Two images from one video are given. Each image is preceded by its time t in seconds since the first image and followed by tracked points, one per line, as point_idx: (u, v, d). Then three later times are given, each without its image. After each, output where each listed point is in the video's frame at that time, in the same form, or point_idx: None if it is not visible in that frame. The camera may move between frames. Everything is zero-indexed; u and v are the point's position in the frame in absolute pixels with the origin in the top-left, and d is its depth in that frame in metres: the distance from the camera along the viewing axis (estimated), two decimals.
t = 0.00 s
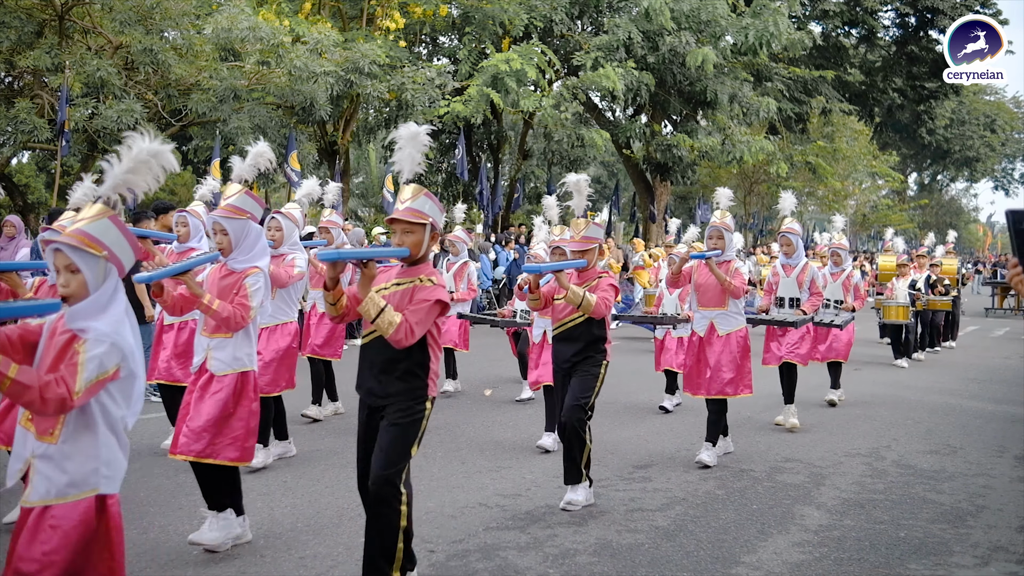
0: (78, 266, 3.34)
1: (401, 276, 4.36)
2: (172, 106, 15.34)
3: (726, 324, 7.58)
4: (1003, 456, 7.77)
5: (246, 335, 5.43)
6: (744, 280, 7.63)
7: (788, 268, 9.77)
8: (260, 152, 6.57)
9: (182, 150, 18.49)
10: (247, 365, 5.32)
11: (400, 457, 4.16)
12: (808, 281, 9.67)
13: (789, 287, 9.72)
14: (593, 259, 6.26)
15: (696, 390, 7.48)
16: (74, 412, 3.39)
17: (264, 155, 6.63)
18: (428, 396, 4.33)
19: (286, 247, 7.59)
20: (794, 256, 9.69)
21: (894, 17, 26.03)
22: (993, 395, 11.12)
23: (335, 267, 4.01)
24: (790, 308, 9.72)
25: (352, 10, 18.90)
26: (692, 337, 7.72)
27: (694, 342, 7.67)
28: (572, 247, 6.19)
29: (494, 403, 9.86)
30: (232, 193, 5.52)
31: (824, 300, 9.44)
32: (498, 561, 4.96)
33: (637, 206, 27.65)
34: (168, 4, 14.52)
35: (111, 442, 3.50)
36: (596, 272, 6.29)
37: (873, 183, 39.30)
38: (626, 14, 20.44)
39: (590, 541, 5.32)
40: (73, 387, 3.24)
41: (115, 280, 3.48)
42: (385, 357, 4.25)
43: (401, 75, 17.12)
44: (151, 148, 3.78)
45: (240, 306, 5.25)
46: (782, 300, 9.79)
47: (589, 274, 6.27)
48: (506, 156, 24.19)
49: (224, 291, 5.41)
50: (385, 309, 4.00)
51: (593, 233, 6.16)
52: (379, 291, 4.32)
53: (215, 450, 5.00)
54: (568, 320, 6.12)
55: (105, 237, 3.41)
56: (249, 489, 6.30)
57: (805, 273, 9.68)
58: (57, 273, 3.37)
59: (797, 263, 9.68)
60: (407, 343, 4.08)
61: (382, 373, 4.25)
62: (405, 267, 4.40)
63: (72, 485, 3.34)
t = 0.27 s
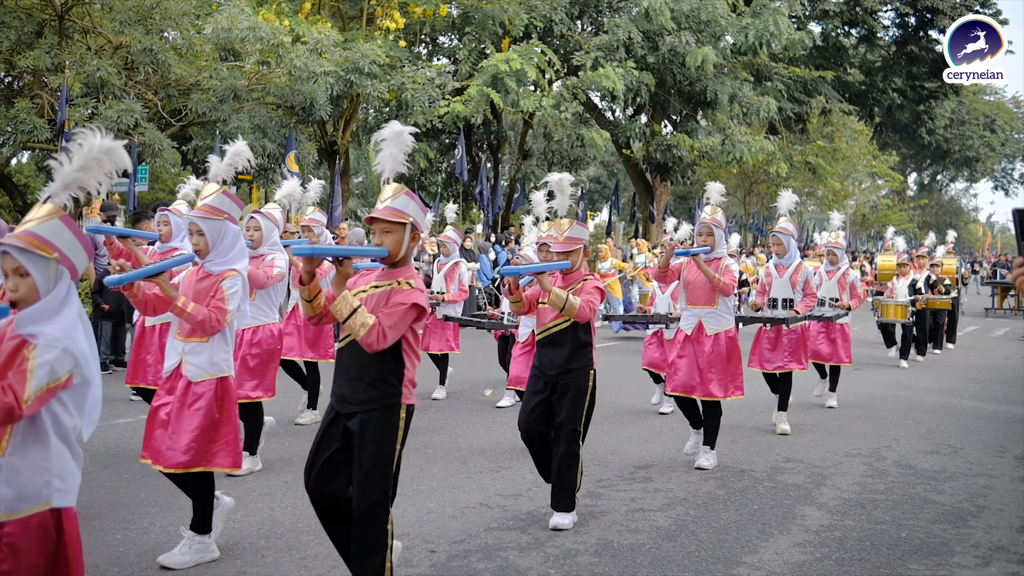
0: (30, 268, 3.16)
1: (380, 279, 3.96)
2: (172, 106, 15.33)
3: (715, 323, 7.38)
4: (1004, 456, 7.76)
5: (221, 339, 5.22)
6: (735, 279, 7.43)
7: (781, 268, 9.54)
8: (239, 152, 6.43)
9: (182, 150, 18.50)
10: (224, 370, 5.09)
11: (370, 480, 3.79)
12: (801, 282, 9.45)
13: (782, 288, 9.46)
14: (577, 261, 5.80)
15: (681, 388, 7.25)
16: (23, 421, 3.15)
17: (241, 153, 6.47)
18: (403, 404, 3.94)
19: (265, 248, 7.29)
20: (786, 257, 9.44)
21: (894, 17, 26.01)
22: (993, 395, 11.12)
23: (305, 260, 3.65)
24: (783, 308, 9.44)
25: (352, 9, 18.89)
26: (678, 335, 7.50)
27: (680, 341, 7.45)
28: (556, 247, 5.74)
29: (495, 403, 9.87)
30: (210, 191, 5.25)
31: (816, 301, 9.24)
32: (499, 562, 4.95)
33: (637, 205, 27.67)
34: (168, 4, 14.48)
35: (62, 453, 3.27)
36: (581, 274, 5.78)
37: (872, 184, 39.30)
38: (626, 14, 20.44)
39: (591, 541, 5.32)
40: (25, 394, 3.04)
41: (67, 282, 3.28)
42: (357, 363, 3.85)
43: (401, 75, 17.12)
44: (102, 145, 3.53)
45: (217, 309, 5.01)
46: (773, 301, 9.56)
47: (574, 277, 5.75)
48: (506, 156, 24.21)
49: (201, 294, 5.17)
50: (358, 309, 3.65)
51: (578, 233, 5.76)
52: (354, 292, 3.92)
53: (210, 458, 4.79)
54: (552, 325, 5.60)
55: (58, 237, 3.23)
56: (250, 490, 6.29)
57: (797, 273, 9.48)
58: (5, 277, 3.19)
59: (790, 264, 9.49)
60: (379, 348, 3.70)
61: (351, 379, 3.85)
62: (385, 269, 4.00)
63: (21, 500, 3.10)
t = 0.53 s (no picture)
0: None
1: (352, 279, 3.86)
2: (172, 106, 15.33)
3: (698, 329, 7.07)
4: (1004, 456, 7.77)
5: (200, 340, 4.93)
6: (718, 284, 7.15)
7: (771, 269, 9.26)
8: (215, 148, 6.09)
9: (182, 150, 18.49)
10: (203, 373, 4.81)
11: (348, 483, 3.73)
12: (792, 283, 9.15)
13: (773, 289, 9.21)
14: (556, 260, 5.71)
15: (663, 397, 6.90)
16: None
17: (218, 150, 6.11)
18: (379, 406, 3.83)
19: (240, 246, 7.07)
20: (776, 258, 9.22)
21: (894, 17, 26.01)
22: (993, 395, 11.13)
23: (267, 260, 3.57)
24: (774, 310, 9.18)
25: (352, 9, 18.89)
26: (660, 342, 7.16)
27: (663, 347, 7.12)
28: (534, 246, 5.63)
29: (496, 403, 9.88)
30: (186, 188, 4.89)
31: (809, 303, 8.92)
32: (501, 562, 4.95)
33: (637, 205, 27.70)
34: (168, 4, 14.48)
35: (15, 463, 3.22)
36: (559, 275, 5.68)
37: (872, 184, 39.31)
38: (626, 14, 20.45)
39: (591, 541, 5.31)
40: None
41: (14, 288, 3.27)
42: (329, 367, 3.73)
43: (401, 75, 17.13)
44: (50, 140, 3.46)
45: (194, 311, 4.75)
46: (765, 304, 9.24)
47: (552, 277, 5.64)
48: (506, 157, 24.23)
49: (177, 295, 4.86)
50: (322, 309, 3.58)
51: (557, 232, 5.63)
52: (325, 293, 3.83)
53: (206, 462, 4.66)
54: (535, 327, 5.48)
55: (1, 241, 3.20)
56: (251, 490, 6.28)
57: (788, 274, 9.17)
58: None
59: (781, 264, 9.22)
60: (348, 348, 3.60)
61: (324, 382, 3.73)
62: (357, 269, 3.90)
63: None
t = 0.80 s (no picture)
0: None
1: (313, 280, 3.88)
2: (172, 106, 15.32)
3: (680, 325, 7.02)
4: (1004, 456, 7.78)
5: (172, 344, 5.02)
6: (702, 279, 7.07)
7: (756, 269, 8.87)
8: (194, 145, 5.91)
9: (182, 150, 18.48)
10: (172, 376, 4.88)
11: (306, 489, 3.68)
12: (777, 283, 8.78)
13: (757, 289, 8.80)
14: (531, 258, 5.55)
15: (644, 397, 6.90)
16: None
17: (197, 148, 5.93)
18: (335, 412, 3.82)
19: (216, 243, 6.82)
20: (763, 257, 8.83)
21: (894, 17, 25.99)
22: (993, 395, 11.13)
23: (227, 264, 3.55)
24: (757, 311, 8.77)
25: (352, 10, 18.88)
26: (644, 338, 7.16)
27: (647, 345, 7.13)
28: (509, 243, 5.47)
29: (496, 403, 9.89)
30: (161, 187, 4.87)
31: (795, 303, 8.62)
32: (501, 562, 4.96)
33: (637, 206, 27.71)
34: (167, 4, 14.46)
35: None
36: (534, 272, 5.56)
37: (871, 184, 39.30)
38: (626, 14, 20.46)
39: (592, 541, 5.32)
40: None
41: None
42: (289, 371, 3.73)
43: (401, 75, 17.13)
44: None
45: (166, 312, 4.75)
46: (749, 304, 8.84)
47: (526, 275, 5.53)
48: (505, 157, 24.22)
49: (150, 295, 4.85)
50: (285, 313, 3.57)
51: (533, 229, 5.51)
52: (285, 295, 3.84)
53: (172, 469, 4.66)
54: (504, 326, 5.34)
55: None
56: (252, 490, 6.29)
57: (774, 273, 8.81)
58: None
59: (767, 263, 8.84)
60: (310, 352, 3.62)
61: (283, 386, 3.74)
62: (318, 270, 3.91)
63: None
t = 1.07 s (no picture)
0: None
1: (278, 280, 3.86)
2: (172, 106, 15.32)
3: (670, 331, 6.72)
4: (1004, 456, 7.78)
5: (152, 348, 4.82)
6: (693, 283, 6.78)
7: (745, 272, 8.36)
8: (170, 143, 6.17)
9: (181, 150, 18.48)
10: (149, 381, 4.67)
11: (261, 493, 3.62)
12: (768, 286, 8.25)
13: (746, 293, 8.26)
14: (510, 260, 5.33)
15: (631, 404, 6.67)
16: None
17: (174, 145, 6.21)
18: (302, 414, 3.74)
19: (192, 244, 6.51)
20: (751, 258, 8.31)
21: (894, 17, 25.98)
22: (992, 395, 11.14)
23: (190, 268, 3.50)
24: (747, 316, 8.26)
25: (351, 10, 18.89)
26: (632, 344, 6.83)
27: (633, 351, 6.80)
28: (488, 246, 5.26)
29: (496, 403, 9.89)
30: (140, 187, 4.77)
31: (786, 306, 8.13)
32: (502, 562, 4.96)
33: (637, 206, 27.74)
34: (167, 4, 14.44)
35: None
36: (515, 275, 5.32)
37: (871, 184, 39.32)
38: (626, 14, 20.46)
39: (593, 542, 5.32)
40: None
41: None
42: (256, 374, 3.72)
43: (400, 75, 17.13)
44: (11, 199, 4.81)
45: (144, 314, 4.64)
46: (737, 308, 8.31)
47: (507, 278, 5.29)
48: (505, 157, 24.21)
49: (128, 297, 4.75)
50: (252, 314, 3.53)
51: (512, 230, 5.27)
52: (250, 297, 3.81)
53: (125, 477, 4.41)
54: (483, 331, 5.11)
55: None
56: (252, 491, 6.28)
57: (763, 276, 8.26)
58: None
59: (756, 266, 8.31)
60: (278, 354, 3.59)
61: (251, 391, 3.72)
62: (282, 269, 3.90)
63: None
